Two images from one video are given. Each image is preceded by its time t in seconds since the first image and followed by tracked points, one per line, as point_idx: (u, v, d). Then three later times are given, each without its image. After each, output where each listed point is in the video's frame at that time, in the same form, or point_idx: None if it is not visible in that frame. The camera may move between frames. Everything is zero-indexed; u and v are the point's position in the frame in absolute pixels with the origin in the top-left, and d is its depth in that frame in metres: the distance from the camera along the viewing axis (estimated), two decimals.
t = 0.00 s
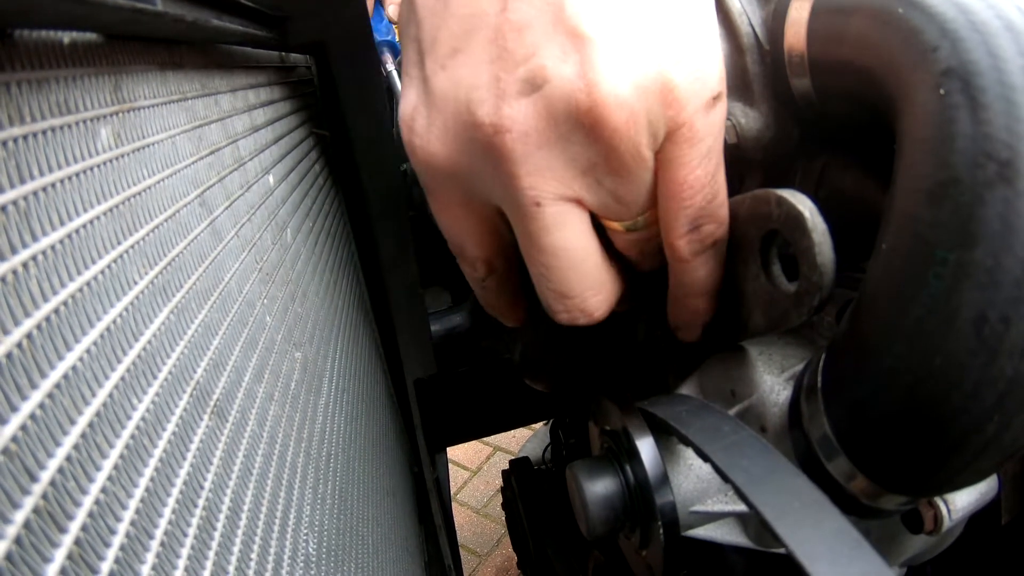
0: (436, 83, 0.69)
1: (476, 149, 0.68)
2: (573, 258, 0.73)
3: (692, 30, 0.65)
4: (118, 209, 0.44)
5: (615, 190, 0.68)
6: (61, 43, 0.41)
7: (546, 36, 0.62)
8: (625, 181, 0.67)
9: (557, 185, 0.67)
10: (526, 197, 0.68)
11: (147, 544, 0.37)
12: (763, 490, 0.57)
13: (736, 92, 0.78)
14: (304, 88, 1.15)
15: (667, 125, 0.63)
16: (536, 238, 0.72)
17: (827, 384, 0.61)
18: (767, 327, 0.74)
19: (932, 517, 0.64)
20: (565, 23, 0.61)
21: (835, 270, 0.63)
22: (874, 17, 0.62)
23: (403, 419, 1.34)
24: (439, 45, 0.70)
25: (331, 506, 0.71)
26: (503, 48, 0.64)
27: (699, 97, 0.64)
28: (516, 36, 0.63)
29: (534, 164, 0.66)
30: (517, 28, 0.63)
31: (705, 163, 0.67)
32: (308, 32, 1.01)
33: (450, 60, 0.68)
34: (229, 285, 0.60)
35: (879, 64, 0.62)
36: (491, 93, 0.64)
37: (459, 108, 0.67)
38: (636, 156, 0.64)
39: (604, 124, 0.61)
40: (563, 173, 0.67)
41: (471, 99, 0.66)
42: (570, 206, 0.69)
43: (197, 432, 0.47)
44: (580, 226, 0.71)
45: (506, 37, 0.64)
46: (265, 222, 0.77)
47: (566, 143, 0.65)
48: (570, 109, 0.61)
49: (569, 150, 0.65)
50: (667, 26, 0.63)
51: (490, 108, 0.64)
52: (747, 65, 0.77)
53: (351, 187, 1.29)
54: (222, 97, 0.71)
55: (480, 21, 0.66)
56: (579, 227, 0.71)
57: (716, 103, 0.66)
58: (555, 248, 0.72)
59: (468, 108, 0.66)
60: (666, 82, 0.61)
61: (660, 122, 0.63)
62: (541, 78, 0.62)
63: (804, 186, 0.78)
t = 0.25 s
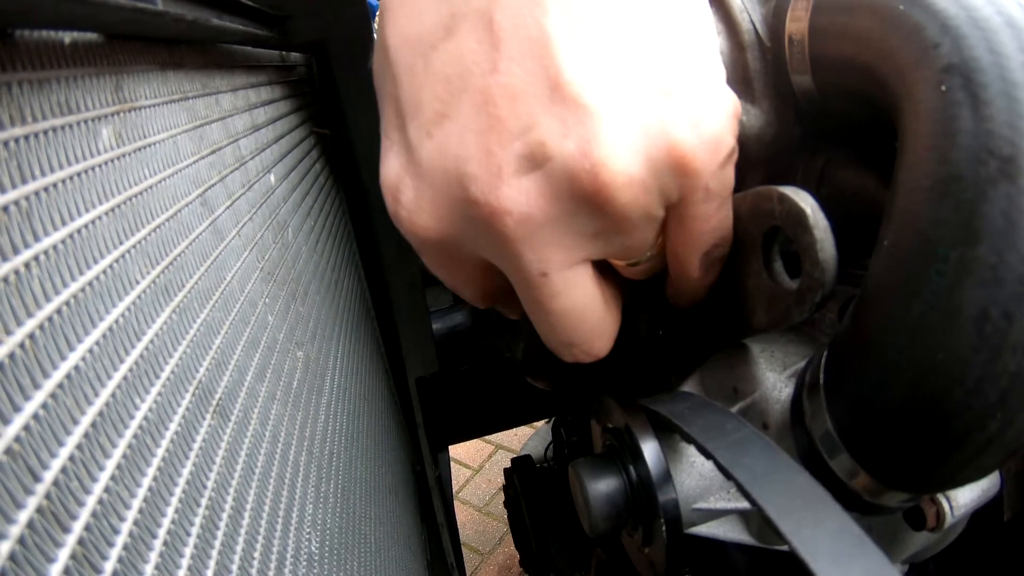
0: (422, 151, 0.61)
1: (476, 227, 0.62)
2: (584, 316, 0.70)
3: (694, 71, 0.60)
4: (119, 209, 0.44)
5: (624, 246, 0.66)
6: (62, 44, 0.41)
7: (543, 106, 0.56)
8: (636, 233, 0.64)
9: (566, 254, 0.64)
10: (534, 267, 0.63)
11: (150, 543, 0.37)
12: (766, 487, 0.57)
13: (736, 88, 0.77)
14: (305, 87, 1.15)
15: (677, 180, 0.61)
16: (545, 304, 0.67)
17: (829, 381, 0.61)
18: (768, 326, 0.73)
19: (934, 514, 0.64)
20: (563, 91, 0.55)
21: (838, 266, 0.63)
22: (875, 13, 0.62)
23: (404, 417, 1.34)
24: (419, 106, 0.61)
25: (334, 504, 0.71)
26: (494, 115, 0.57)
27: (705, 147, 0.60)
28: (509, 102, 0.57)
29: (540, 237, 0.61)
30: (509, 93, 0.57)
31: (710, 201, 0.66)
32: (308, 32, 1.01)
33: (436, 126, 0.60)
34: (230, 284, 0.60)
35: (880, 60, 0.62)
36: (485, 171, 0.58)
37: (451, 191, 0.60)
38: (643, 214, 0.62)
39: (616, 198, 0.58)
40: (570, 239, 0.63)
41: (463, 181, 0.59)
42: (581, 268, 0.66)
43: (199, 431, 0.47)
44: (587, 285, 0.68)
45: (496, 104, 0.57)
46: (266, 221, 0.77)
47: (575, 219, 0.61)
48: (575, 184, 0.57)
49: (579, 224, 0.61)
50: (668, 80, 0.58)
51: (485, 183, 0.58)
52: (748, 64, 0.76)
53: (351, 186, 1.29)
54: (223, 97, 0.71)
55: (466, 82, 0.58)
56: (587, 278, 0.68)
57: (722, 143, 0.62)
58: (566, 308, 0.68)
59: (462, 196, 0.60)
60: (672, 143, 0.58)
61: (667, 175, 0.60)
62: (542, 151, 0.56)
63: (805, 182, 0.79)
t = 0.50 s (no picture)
0: (429, 161, 0.61)
1: (475, 241, 0.62)
2: (573, 335, 0.68)
3: (697, 97, 0.59)
4: (120, 209, 0.44)
5: (620, 265, 0.65)
6: (62, 43, 0.41)
7: (547, 130, 0.57)
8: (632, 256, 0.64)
9: (561, 273, 0.63)
10: (527, 283, 0.62)
11: (152, 542, 0.37)
12: (768, 485, 0.57)
13: (736, 86, 0.77)
14: (305, 87, 1.14)
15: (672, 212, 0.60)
16: (532, 321, 0.66)
17: (831, 378, 0.61)
18: (769, 322, 0.73)
19: (936, 511, 0.64)
20: (568, 117, 0.56)
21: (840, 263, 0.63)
22: (877, 10, 0.62)
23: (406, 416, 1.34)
24: (430, 120, 0.61)
25: (336, 503, 0.71)
26: (499, 136, 0.57)
27: (703, 175, 0.60)
28: (516, 124, 0.57)
29: (535, 257, 0.61)
30: (516, 115, 0.57)
31: (710, 223, 0.66)
32: (308, 31, 1.02)
33: (445, 139, 0.60)
34: (232, 284, 0.60)
35: (881, 57, 0.62)
36: (486, 189, 0.58)
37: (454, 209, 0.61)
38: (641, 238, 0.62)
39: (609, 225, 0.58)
40: (565, 261, 0.62)
41: (467, 199, 0.59)
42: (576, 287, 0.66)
43: (201, 431, 0.47)
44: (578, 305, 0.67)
45: (503, 125, 0.57)
46: (267, 220, 0.77)
47: (572, 242, 0.60)
48: (570, 209, 0.57)
49: (575, 247, 0.61)
50: (669, 107, 0.57)
51: (486, 205, 0.58)
52: (749, 60, 0.76)
53: (352, 184, 1.29)
54: (223, 96, 0.71)
55: (474, 100, 0.59)
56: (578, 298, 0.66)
57: (721, 171, 0.61)
58: (553, 326, 0.66)
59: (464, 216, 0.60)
60: (667, 172, 0.57)
61: (661, 207, 0.60)
62: (543, 174, 0.56)
63: (806, 180, 0.79)
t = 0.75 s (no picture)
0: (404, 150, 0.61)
1: (448, 228, 0.62)
2: (539, 327, 0.68)
3: (666, 87, 0.58)
4: (122, 208, 0.44)
5: (590, 260, 0.65)
6: (63, 44, 0.41)
7: (510, 118, 0.57)
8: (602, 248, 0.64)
9: (528, 263, 0.63)
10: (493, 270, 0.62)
11: (155, 542, 0.37)
12: (770, 484, 0.57)
13: (737, 84, 0.78)
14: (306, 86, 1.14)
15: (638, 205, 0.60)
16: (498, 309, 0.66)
17: (833, 377, 0.61)
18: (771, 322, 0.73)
19: (938, 509, 0.64)
20: (532, 105, 0.56)
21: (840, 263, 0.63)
22: (877, 8, 0.62)
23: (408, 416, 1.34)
24: (405, 109, 0.61)
25: (338, 503, 0.71)
26: (465, 124, 0.57)
27: (669, 167, 0.59)
28: (481, 112, 0.57)
29: (499, 244, 0.61)
30: (482, 104, 0.57)
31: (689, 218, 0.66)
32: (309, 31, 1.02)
33: (419, 128, 0.60)
34: (233, 283, 0.60)
35: (882, 55, 0.61)
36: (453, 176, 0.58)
37: (427, 200, 0.61)
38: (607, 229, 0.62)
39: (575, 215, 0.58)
40: (532, 251, 0.62)
41: (438, 185, 0.59)
42: (546, 279, 0.66)
43: (204, 430, 0.47)
44: (547, 300, 0.67)
45: (470, 114, 0.57)
46: (269, 220, 0.77)
47: (540, 229, 0.60)
48: (533, 200, 0.58)
49: (544, 236, 0.61)
50: (634, 95, 0.57)
51: (452, 190, 0.59)
52: (750, 58, 0.76)
53: (353, 184, 1.29)
54: (224, 96, 0.71)
55: (445, 91, 0.58)
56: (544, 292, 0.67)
57: (691, 163, 0.60)
58: (517, 316, 0.66)
59: (435, 206, 0.61)
60: (628, 163, 0.57)
61: (625, 199, 0.59)
62: (506, 162, 0.57)
63: (806, 179, 0.78)
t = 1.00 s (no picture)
0: (390, 130, 0.64)
1: (431, 205, 0.64)
2: (541, 304, 0.68)
3: (647, 53, 0.58)
4: (123, 208, 0.44)
5: (576, 230, 0.65)
6: (63, 43, 0.41)
7: (488, 87, 0.58)
8: (592, 213, 0.64)
9: (517, 236, 0.64)
10: (481, 247, 0.64)
11: (156, 542, 0.37)
12: (772, 484, 0.57)
13: (738, 84, 0.77)
14: (306, 86, 1.14)
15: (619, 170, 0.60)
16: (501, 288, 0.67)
17: (834, 377, 0.61)
18: (773, 322, 0.73)
19: (940, 510, 0.64)
20: (507, 74, 0.57)
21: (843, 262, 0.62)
22: (879, 7, 0.62)
23: (408, 415, 1.34)
24: (389, 88, 0.64)
25: (339, 503, 0.71)
26: (444, 96, 0.59)
27: (653, 135, 0.58)
28: (457, 83, 0.58)
29: (484, 216, 0.62)
30: (458, 74, 0.59)
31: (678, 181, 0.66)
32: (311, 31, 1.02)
33: (400, 106, 0.63)
34: (234, 283, 0.61)
35: (884, 55, 0.61)
36: (431, 146, 0.60)
37: (411, 181, 0.64)
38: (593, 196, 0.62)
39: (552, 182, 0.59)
40: (519, 223, 0.63)
41: (417, 160, 0.61)
42: (535, 251, 0.66)
43: (205, 431, 0.47)
44: (546, 270, 0.67)
45: (446, 84, 0.59)
46: (270, 220, 0.77)
47: (516, 200, 0.61)
48: (509, 169, 0.58)
49: (522, 206, 0.62)
50: (612, 65, 0.57)
51: (430, 165, 0.61)
52: (751, 58, 0.76)
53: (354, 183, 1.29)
54: (225, 96, 0.71)
55: (423, 66, 0.60)
56: (541, 258, 0.66)
57: (676, 128, 0.60)
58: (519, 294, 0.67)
59: (419, 185, 0.63)
60: (608, 132, 0.57)
61: (608, 166, 0.59)
62: (484, 131, 0.58)
63: (808, 179, 0.78)
